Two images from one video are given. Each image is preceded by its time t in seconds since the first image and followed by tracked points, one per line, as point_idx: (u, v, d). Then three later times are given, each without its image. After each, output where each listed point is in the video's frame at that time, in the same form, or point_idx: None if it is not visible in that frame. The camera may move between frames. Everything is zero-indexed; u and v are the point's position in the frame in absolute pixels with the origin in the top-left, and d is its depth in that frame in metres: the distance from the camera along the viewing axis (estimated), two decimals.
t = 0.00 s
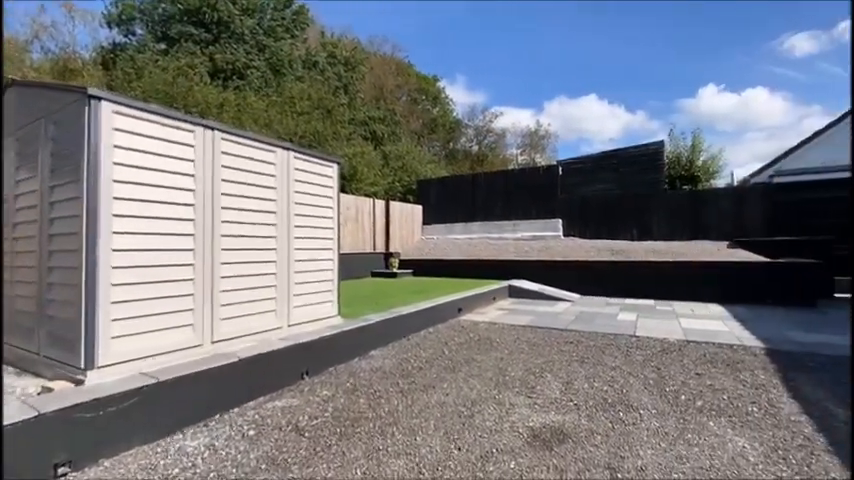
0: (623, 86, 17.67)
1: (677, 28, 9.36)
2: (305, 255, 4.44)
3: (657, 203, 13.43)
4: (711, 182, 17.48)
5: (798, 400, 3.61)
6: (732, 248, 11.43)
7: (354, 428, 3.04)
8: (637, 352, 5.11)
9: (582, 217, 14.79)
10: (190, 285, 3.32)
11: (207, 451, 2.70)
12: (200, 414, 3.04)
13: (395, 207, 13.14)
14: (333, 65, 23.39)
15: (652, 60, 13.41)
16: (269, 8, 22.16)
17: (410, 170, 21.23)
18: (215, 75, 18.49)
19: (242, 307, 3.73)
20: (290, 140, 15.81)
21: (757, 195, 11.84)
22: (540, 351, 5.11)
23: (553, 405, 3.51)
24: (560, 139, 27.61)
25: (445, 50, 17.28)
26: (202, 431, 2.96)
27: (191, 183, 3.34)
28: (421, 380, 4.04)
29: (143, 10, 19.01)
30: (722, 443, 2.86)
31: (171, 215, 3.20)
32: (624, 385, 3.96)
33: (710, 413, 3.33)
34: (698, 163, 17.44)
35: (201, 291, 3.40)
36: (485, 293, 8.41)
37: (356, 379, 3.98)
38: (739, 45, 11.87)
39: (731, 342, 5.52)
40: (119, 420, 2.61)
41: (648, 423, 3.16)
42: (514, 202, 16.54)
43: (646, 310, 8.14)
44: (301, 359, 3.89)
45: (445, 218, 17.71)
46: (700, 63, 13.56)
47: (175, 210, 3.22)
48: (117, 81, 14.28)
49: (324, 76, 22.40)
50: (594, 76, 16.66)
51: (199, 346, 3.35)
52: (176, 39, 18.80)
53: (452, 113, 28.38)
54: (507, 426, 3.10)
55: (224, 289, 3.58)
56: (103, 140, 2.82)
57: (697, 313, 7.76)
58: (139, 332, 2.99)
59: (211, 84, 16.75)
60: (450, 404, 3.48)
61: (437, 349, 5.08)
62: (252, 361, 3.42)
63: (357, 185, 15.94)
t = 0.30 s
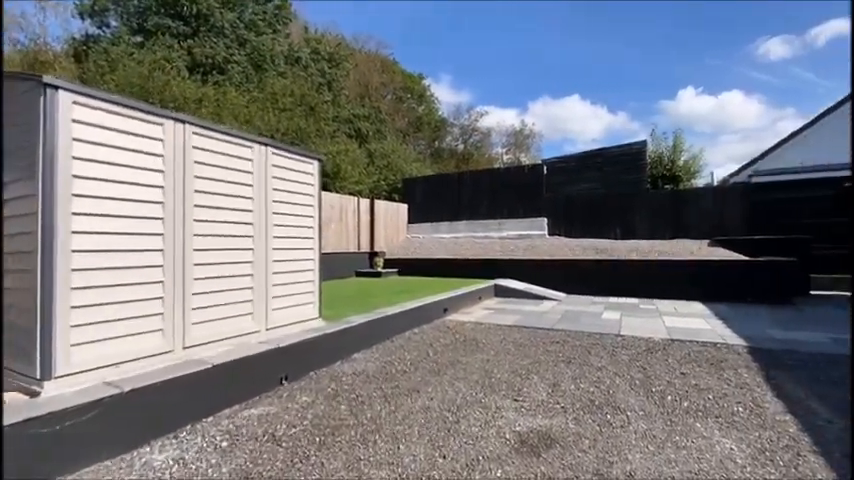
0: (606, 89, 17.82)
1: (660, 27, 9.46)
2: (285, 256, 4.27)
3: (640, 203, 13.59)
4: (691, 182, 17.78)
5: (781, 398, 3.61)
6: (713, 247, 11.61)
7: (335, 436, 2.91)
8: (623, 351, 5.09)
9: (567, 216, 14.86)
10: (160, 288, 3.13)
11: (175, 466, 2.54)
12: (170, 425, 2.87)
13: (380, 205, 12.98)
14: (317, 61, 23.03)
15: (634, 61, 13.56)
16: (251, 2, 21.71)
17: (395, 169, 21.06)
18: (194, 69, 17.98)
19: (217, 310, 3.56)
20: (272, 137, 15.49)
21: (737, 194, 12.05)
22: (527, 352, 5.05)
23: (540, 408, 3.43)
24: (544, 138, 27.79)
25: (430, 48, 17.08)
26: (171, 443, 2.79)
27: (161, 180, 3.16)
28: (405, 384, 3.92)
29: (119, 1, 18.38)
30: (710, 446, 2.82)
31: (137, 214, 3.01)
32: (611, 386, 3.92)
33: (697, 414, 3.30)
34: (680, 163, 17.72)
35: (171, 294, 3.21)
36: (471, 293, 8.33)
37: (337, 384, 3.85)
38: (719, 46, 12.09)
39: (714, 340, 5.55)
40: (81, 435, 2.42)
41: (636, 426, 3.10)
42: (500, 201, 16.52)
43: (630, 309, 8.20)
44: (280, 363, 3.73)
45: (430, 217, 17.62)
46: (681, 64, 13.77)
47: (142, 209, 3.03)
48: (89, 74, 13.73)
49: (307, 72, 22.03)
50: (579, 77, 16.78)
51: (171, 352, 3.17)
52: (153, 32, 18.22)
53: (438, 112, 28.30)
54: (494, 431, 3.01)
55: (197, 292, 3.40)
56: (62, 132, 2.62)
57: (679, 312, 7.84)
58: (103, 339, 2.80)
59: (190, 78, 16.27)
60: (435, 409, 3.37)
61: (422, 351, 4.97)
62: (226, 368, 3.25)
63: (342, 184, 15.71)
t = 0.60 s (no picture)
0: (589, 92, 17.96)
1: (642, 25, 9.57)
2: (262, 257, 4.09)
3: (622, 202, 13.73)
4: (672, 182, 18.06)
5: (765, 398, 3.61)
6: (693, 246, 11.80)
7: (313, 448, 2.75)
8: (609, 352, 5.05)
9: (550, 215, 14.92)
10: (124, 292, 2.91)
11: None
12: (136, 438, 2.67)
13: (364, 204, 12.79)
14: (299, 57, 22.62)
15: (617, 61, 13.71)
16: None
17: (379, 168, 20.87)
18: (170, 63, 17.45)
19: (188, 315, 3.36)
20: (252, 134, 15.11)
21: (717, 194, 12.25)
22: (512, 353, 4.96)
23: (527, 413, 3.35)
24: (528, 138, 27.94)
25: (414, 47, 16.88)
26: (135, 460, 2.59)
27: (126, 177, 2.94)
28: (387, 389, 3.78)
29: None
30: (697, 450, 2.76)
31: (100, 213, 2.78)
32: (597, 388, 3.86)
33: (684, 417, 3.26)
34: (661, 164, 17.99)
35: (137, 299, 3.00)
36: (456, 293, 8.23)
37: (317, 391, 3.69)
38: (699, 47, 12.32)
39: (697, 339, 5.58)
40: (39, 452, 2.20)
41: (623, 430, 3.04)
42: (485, 200, 16.48)
43: (614, 308, 8.23)
44: (256, 370, 3.56)
45: (415, 216, 17.50)
46: (662, 65, 13.98)
47: (104, 208, 2.80)
48: (58, 66, 13.13)
49: (289, 68, 21.63)
50: (563, 78, 16.88)
51: (137, 361, 2.97)
52: (127, 24, 17.61)
53: (422, 110, 28.21)
54: (479, 439, 2.91)
55: (166, 296, 3.19)
56: (10, 121, 2.35)
57: (662, 310, 7.90)
58: (60, 348, 2.57)
59: (166, 72, 15.75)
60: (418, 416, 3.25)
61: (406, 354, 4.84)
62: (199, 376, 3.08)
63: (325, 182, 15.47)
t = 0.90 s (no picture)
0: (570, 93, 18.12)
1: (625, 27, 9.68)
2: (238, 258, 3.92)
3: (602, 202, 13.91)
4: (651, 182, 18.39)
5: (746, 397, 3.64)
6: (672, 245, 12.04)
7: (291, 459, 2.63)
8: (592, 352, 5.06)
9: (533, 215, 15.01)
10: (88, 297, 2.68)
11: None
12: (101, 453, 2.50)
13: (346, 203, 12.62)
14: (280, 53, 22.20)
15: (598, 64, 13.86)
16: None
17: (362, 166, 20.66)
18: (144, 57, 16.90)
19: (158, 321, 3.15)
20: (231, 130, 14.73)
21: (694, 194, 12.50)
22: (496, 354, 4.92)
23: (513, 416, 3.29)
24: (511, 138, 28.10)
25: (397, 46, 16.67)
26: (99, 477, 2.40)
27: (91, 172, 2.71)
28: (370, 394, 3.68)
29: None
30: (683, 452, 2.75)
31: (63, 212, 2.56)
32: (582, 389, 3.84)
33: (669, 417, 3.26)
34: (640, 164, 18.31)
35: (103, 306, 2.77)
36: (440, 293, 8.16)
37: (297, 398, 3.56)
38: (678, 51, 12.55)
39: (678, 338, 5.64)
40: None
41: (608, 433, 3.01)
42: (468, 200, 16.47)
43: (596, 307, 8.30)
44: (232, 376, 3.41)
45: (398, 216, 17.38)
46: (642, 68, 14.21)
47: (66, 206, 2.58)
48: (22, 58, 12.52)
49: (269, 64, 21.21)
50: (545, 79, 17.00)
51: (102, 371, 2.75)
52: (99, 15, 16.98)
53: (405, 109, 28.09)
54: (465, 445, 2.84)
55: (135, 301, 2.98)
56: None
57: (642, 309, 8.00)
58: (17, 359, 2.34)
59: (140, 66, 15.23)
60: (403, 422, 3.16)
61: (389, 357, 4.74)
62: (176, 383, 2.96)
63: (306, 181, 15.26)
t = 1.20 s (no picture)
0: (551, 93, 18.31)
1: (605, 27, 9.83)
2: (214, 259, 3.74)
3: (582, 202, 14.10)
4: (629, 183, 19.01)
5: (726, 394, 3.70)
6: (649, 244, 12.30)
7: (271, 470, 2.51)
8: (575, 351, 5.08)
9: (514, 215, 15.09)
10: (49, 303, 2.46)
11: None
12: (61, 470, 2.31)
13: (327, 202, 12.43)
14: (258, 48, 21.74)
15: (580, 64, 14.05)
16: None
17: (343, 164, 20.41)
18: (114, 49, 16.28)
19: (128, 326, 2.95)
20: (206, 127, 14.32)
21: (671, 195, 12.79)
22: (481, 355, 4.88)
23: (499, 419, 3.24)
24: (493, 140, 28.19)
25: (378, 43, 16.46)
26: None
27: (51, 167, 2.48)
28: (353, 399, 3.57)
29: None
30: (669, 452, 2.75)
31: (20, 210, 2.33)
32: (567, 390, 3.83)
33: (653, 417, 3.27)
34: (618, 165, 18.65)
35: (65, 311, 2.54)
36: (422, 293, 8.09)
37: (276, 404, 3.41)
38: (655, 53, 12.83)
39: (659, 337, 5.72)
40: None
41: (595, 434, 3.00)
42: (450, 199, 16.44)
43: (577, 305, 8.40)
44: (207, 383, 3.24)
45: (380, 214, 17.24)
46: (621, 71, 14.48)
47: (24, 204, 2.36)
48: None
49: (246, 60, 20.74)
50: (527, 79, 17.15)
51: (64, 381, 2.54)
52: (65, 4, 16.25)
53: (386, 108, 27.93)
54: (452, 450, 2.77)
55: (102, 305, 2.77)
56: None
57: (622, 308, 8.12)
58: None
59: (109, 58, 14.64)
60: (387, 427, 3.07)
61: (371, 360, 4.64)
62: (148, 391, 2.80)
63: (285, 179, 15.07)
